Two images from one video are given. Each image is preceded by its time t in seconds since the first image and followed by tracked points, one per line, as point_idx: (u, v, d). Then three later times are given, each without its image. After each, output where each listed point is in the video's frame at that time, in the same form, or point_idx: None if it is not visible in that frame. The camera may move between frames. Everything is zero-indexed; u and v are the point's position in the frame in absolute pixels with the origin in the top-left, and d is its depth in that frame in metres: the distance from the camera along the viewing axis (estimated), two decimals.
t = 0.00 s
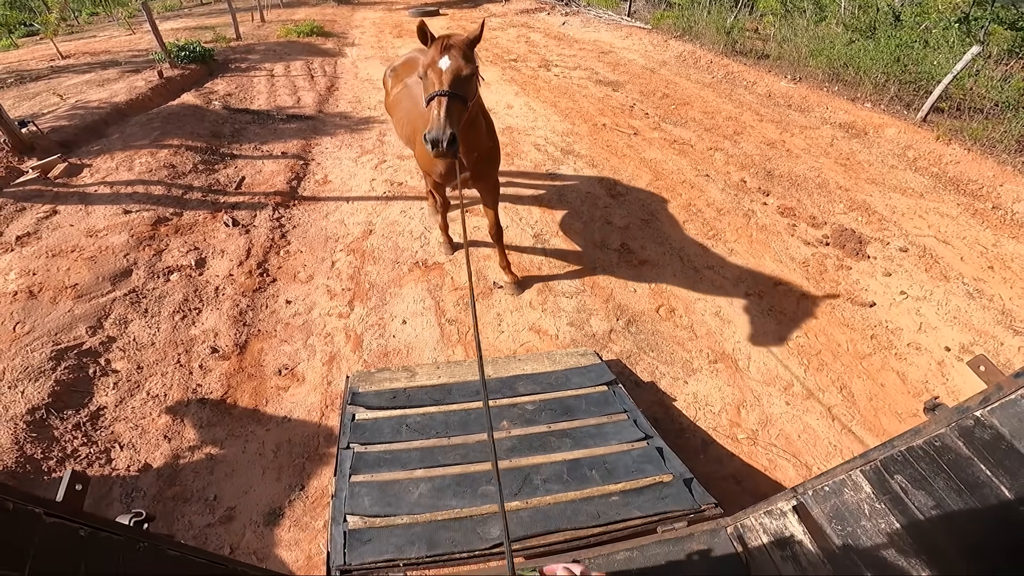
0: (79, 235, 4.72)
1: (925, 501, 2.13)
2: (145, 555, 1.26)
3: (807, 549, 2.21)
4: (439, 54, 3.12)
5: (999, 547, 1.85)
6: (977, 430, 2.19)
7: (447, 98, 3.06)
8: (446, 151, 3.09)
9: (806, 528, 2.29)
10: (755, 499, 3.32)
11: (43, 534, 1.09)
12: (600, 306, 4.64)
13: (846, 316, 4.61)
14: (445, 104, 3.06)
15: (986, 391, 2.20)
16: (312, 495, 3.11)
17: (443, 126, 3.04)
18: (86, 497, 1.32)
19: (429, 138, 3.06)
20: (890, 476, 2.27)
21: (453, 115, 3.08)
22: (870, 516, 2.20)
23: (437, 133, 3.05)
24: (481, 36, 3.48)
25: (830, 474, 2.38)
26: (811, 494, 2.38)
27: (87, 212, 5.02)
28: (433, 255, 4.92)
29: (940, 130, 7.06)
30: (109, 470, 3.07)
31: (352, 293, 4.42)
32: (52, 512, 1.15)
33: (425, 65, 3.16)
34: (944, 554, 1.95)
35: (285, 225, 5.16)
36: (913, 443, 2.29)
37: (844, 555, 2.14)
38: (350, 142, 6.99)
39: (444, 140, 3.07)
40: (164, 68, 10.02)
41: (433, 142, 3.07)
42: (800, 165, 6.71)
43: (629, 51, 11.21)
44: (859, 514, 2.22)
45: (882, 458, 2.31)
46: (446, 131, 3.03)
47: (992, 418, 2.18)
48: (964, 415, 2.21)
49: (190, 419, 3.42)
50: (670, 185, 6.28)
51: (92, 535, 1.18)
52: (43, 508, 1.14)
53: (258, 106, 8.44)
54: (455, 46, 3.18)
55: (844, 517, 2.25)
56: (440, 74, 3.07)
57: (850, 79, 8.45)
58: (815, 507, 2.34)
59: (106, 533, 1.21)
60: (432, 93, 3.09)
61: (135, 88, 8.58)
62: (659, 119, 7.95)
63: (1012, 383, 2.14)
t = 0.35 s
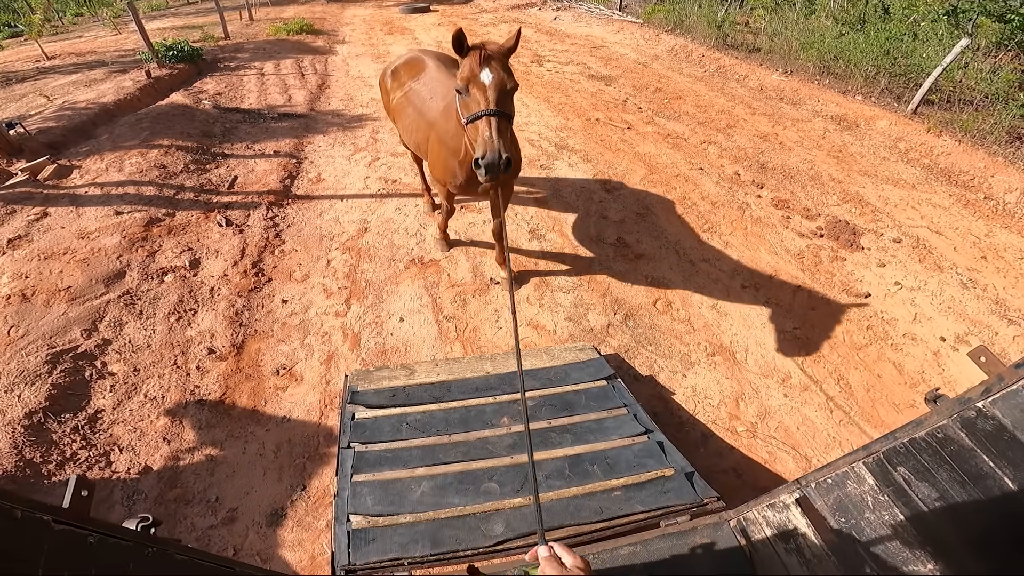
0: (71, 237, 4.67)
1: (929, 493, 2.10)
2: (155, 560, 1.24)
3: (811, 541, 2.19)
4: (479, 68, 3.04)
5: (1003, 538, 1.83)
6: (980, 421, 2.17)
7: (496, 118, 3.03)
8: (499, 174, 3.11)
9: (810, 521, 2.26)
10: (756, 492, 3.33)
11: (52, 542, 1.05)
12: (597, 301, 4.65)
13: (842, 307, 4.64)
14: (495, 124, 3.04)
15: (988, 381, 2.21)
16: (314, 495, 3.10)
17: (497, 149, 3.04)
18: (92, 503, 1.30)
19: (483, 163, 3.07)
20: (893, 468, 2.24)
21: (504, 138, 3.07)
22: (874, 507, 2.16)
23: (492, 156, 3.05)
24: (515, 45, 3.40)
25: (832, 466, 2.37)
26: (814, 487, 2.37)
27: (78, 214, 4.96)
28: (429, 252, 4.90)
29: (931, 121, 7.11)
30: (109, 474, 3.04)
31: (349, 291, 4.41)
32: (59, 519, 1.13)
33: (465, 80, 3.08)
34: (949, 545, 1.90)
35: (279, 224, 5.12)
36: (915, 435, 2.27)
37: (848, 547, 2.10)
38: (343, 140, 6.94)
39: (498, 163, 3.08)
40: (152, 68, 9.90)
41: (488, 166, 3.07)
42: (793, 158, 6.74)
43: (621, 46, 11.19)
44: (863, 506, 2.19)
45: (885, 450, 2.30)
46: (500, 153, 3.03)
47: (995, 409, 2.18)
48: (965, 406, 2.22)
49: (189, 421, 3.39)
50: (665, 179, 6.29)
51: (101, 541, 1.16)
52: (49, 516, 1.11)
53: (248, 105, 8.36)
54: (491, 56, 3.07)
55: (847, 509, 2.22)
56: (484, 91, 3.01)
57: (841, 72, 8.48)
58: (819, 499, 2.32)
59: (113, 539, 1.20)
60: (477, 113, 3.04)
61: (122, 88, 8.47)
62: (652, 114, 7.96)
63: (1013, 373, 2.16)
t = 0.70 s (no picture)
0: (61, 237, 4.62)
1: (929, 473, 2.07)
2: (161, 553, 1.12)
3: (813, 525, 2.21)
4: (507, 54, 2.84)
5: (1003, 517, 1.82)
6: (977, 399, 2.11)
7: (531, 102, 2.79)
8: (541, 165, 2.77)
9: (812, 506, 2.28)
10: (755, 479, 3.36)
11: (58, 531, 0.94)
12: (592, 292, 4.68)
13: (835, 294, 4.70)
14: (532, 109, 2.79)
15: (982, 358, 2.14)
16: (314, 491, 3.09)
17: (537, 136, 2.75)
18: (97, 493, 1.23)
19: (523, 150, 2.73)
20: (892, 449, 2.21)
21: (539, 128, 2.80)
22: (875, 490, 2.17)
23: (533, 143, 2.73)
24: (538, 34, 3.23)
25: (832, 449, 2.33)
26: (814, 470, 2.35)
27: (68, 215, 4.91)
28: (423, 246, 4.90)
29: (918, 112, 7.19)
30: (108, 473, 3.03)
31: (344, 287, 4.40)
32: (64, 508, 0.99)
33: (492, 68, 2.87)
34: (951, 526, 1.91)
35: (272, 221, 5.10)
36: (913, 415, 2.22)
37: (851, 532, 2.12)
38: (334, 137, 6.91)
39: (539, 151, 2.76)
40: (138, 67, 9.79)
41: (530, 153, 2.72)
42: (784, 148, 6.79)
43: (610, 40, 11.20)
44: (864, 489, 2.19)
45: (883, 431, 2.25)
46: (539, 140, 2.73)
47: (991, 386, 2.10)
48: (962, 383, 2.14)
49: (188, 419, 3.38)
50: (657, 171, 6.32)
51: (107, 532, 1.05)
52: (55, 504, 0.99)
53: (237, 104, 8.30)
54: (518, 45, 2.89)
55: (848, 492, 2.22)
56: (515, 78, 2.80)
57: (827, 64, 8.53)
58: (819, 483, 2.31)
59: (120, 530, 1.08)
60: (510, 99, 2.80)
61: (109, 88, 8.38)
62: (643, 106, 7.98)
63: (1007, 349, 2.08)
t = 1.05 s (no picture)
0: (48, 241, 4.57)
1: (916, 452, 2.07)
2: (161, 540, 1.10)
3: (806, 508, 2.19)
4: (493, 40, 2.89)
5: (991, 496, 1.81)
6: (958, 373, 2.09)
7: (523, 83, 2.79)
8: (540, 147, 2.69)
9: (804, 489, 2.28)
10: (749, 465, 3.41)
11: (63, 517, 0.91)
12: (583, 284, 4.73)
13: (821, 280, 4.78)
14: (524, 89, 2.78)
15: (961, 333, 2.13)
16: (312, 487, 3.10)
17: (534, 114, 2.70)
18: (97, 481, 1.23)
19: (520, 130, 2.66)
20: (879, 427, 2.21)
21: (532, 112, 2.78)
22: (865, 471, 2.18)
23: (530, 123, 2.67)
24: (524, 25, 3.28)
25: (821, 430, 2.35)
26: (805, 452, 2.37)
27: (54, 218, 4.86)
28: (414, 242, 4.91)
29: (899, 101, 7.30)
30: (105, 474, 3.02)
31: (336, 284, 4.40)
32: (67, 494, 0.96)
33: (478, 54, 2.90)
34: (940, 506, 1.91)
35: (261, 221, 5.08)
36: (897, 393, 2.22)
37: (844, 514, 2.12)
38: (321, 136, 6.88)
39: (537, 132, 2.69)
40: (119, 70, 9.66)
41: (528, 134, 2.65)
42: (768, 139, 6.87)
43: (596, 35, 11.24)
44: (854, 470, 2.21)
45: (870, 410, 2.26)
46: (534, 118, 2.68)
47: (971, 360, 2.08)
48: (941, 359, 2.14)
49: (183, 419, 3.37)
50: (645, 163, 6.38)
51: (110, 519, 1.01)
52: (57, 491, 0.96)
53: (222, 105, 8.23)
54: (503, 33, 2.95)
55: (839, 473, 2.24)
56: (503, 61, 2.82)
57: (810, 55, 8.64)
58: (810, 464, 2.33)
59: (122, 516, 1.05)
60: (501, 81, 2.80)
61: (90, 91, 8.27)
62: (629, 100, 8.03)
63: (984, 324, 2.06)
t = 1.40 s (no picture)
0: (39, 248, 4.53)
1: (906, 432, 2.14)
2: (175, 530, 1.13)
3: (803, 492, 2.26)
4: (468, 33, 2.93)
5: (982, 476, 1.88)
6: (943, 351, 2.13)
7: (497, 69, 2.81)
8: (513, 133, 2.71)
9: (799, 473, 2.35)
10: (745, 453, 3.47)
11: (81, 503, 0.94)
12: (577, 279, 4.77)
13: (809, 270, 4.87)
14: (498, 75, 2.80)
15: (943, 312, 2.14)
16: (314, 486, 3.11)
17: (506, 98, 2.72)
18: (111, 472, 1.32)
19: (492, 113, 2.68)
20: (869, 408, 2.26)
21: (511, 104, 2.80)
22: (857, 452, 2.23)
23: (502, 107, 2.69)
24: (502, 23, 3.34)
25: (813, 413, 2.39)
26: (798, 436, 2.40)
27: (44, 225, 4.82)
28: (407, 241, 4.93)
29: (881, 93, 7.43)
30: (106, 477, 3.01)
31: (330, 284, 4.41)
32: (83, 484, 0.99)
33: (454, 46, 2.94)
34: (935, 487, 1.98)
35: (253, 223, 5.07)
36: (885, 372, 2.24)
37: (840, 497, 2.18)
38: (311, 138, 6.87)
39: (510, 116, 2.71)
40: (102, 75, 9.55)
41: (500, 117, 2.68)
42: (755, 132, 6.96)
43: (582, 32, 11.29)
44: (847, 452, 2.25)
45: (859, 391, 2.29)
46: (511, 103, 2.70)
47: (953, 338, 2.11)
48: (926, 338, 2.16)
49: (182, 421, 3.37)
50: (634, 158, 6.44)
51: (123, 508, 1.04)
52: (74, 481, 0.99)
53: (209, 108, 8.17)
54: (479, 28, 3.00)
55: (832, 456, 2.28)
56: (478, 51, 2.85)
57: (794, 49, 8.76)
58: (803, 448, 2.37)
59: (134, 506, 1.08)
60: (474, 69, 2.83)
61: (74, 96, 8.17)
62: (617, 96, 8.09)
63: (964, 301, 2.08)
